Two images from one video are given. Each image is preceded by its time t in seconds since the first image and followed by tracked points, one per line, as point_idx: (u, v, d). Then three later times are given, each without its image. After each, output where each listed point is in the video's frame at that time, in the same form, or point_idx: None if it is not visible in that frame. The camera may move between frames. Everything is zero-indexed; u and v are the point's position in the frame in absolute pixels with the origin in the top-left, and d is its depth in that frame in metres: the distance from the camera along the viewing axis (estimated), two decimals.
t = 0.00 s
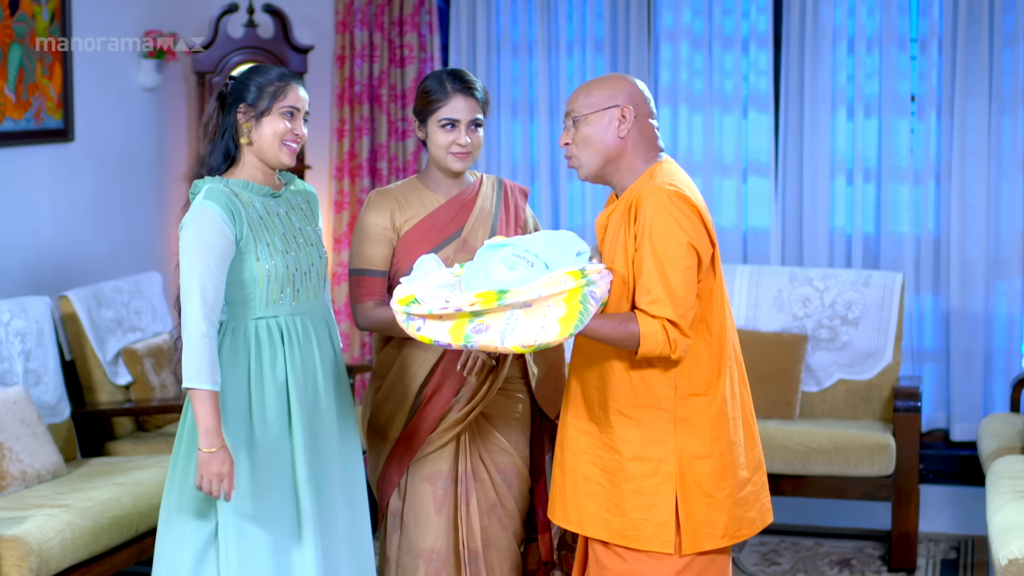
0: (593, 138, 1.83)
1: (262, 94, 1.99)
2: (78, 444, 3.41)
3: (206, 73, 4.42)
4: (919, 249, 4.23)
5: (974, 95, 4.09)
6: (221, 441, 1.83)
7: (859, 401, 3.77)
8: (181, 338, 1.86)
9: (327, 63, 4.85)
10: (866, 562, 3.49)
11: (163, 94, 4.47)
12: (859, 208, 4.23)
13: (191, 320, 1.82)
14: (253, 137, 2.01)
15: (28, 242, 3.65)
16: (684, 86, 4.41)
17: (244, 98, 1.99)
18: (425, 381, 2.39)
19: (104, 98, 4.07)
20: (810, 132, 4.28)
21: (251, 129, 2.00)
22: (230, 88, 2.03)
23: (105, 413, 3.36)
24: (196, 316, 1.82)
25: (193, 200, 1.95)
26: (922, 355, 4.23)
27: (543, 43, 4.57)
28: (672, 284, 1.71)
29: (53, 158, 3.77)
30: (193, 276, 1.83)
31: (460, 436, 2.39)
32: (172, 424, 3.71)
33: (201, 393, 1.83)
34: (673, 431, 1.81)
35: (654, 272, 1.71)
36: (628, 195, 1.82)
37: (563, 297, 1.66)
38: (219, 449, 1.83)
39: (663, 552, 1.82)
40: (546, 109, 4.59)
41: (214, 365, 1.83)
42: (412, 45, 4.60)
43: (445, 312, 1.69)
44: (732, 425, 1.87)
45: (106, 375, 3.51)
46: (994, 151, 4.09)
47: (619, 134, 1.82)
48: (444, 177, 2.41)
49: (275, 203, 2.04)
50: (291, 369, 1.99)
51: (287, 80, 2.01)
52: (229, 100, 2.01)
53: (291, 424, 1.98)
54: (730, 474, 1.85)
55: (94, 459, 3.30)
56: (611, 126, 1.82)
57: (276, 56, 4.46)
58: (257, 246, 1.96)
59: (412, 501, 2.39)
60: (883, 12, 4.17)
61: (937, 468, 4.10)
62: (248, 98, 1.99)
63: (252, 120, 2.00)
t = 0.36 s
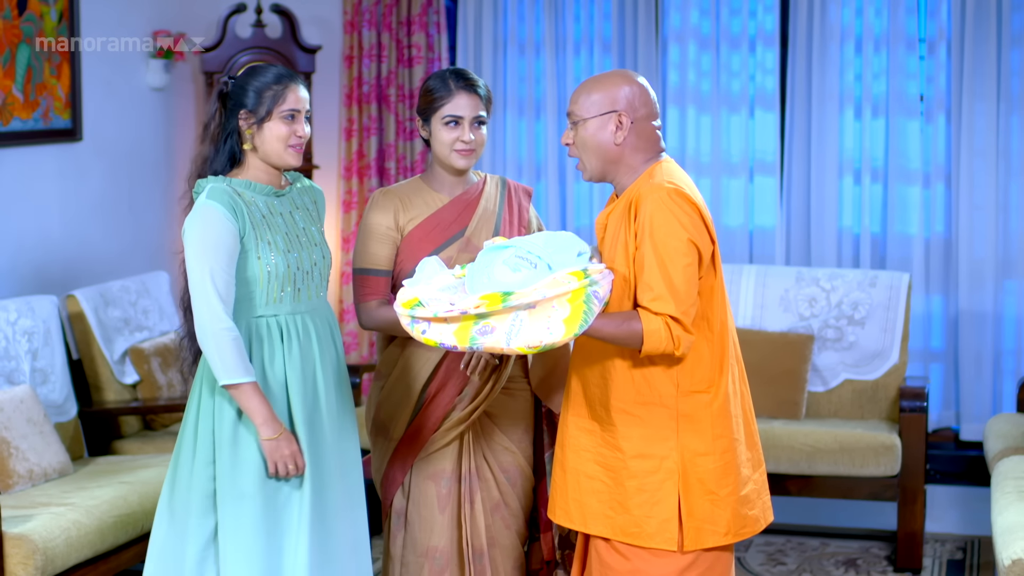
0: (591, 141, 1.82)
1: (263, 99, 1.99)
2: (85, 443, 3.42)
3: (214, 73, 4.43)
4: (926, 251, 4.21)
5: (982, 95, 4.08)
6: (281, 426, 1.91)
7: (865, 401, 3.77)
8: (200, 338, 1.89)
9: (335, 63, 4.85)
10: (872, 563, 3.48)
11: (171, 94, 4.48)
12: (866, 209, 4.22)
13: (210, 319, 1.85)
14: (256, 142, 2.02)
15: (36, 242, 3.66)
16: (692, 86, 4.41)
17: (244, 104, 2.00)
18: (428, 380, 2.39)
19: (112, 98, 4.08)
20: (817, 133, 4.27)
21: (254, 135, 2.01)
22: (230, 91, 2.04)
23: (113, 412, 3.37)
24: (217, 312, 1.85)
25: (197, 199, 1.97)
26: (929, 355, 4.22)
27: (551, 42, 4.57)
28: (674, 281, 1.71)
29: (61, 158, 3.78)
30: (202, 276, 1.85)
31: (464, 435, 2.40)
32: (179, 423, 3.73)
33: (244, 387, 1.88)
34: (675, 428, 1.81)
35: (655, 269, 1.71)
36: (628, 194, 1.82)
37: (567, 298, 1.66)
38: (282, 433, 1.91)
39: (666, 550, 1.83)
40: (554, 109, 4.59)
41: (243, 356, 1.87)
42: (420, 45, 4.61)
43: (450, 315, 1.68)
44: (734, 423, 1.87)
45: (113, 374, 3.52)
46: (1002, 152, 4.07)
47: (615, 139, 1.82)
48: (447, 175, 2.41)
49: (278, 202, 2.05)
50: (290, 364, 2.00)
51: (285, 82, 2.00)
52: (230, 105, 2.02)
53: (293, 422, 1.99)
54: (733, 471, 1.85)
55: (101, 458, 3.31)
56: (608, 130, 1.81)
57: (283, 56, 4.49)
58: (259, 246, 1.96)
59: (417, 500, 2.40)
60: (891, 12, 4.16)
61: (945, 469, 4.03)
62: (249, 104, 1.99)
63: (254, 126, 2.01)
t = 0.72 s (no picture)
0: (592, 141, 1.83)
1: (274, 97, 2.00)
2: (89, 442, 3.43)
3: (218, 73, 4.43)
4: (930, 252, 4.21)
5: (985, 96, 4.07)
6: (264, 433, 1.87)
7: (868, 401, 3.77)
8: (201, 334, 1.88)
9: (340, 63, 4.86)
10: (874, 563, 3.48)
11: (176, 94, 4.49)
12: (870, 209, 4.22)
13: (213, 315, 1.84)
14: (264, 139, 2.02)
15: (41, 241, 3.67)
16: (696, 87, 4.41)
17: (254, 100, 2.00)
18: (428, 379, 2.40)
19: (116, 98, 4.09)
20: (821, 133, 4.27)
21: (262, 131, 2.01)
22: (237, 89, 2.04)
23: (116, 411, 3.38)
24: (220, 310, 1.84)
25: (202, 196, 1.97)
26: (933, 355, 4.21)
27: (555, 42, 4.57)
28: (675, 280, 1.71)
29: (65, 158, 3.79)
30: (206, 273, 1.84)
31: (464, 435, 2.40)
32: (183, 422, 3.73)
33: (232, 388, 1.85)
34: (674, 427, 1.81)
35: (656, 268, 1.72)
36: (630, 193, 1.82)
37: (569, 297, 1.66)
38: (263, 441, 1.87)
39: (665, 549, 1.83)
40: (558, 109, 4.59)
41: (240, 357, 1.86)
42: (424, 46, 4.61)
43: (452, 313, 1.68)
44: (734, 423, 1.88)
45: (116, 374, 3.53)
46: (1005, 152, 4.06)
47: (615, 141, 1.82)
48: (448, 173, 2.42)
49: (282, 202, 2.05)
50: (294, 364, 2.01)
51: (297, 83, 2.02)
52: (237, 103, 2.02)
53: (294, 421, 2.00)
54: (732, 471, 1.86)
55: (104, 457, 3.31)
56: (609, 130, 1.81)
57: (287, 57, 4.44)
58: (265, 244, 1.97)
59: (417, 499, 2.40)
60: (895, 13, 4.16)
61: (950, 469, 4.08)
62: (260, 100, 1.99)
63: (262, 122, 2.00)
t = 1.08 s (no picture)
0: (602, 140, 1.82)
1: (274, 93, 2.00)
2: (96, 441, 3.44)
3: (227, 73, 4.44)
4: (938, 252, 4.20)
5: (993, 96, 4.05)
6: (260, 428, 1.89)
7: (875, 401, 3.75)
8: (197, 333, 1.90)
9: (349, 62, 4.87)
10: (881, 563, 3.47)
11: (184, 94, 4.50)
12: (877, 209, 4.21)
13: (206, 315, 1.85)
14: (263, 135, 2.02)
15: (49, 241, 3.68)
16: (703, 87, 4.40)
17: (256, 97, 2.01)
18: (430, 379, 2.40)
19: (125, 97, 4.10)
20: (828, 134, 4.26)
21: (261, 127, 2.02)
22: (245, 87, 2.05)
23: (124, 410, 3.39)
24: (212, 310, 1.86)
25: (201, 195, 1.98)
26: (940, 355, 4.19)
27: (563, 43, 4.57)
28: (684, 280, 1.71)
29: (74, 158, 3.80)
30: (200, 273, 1.86)
31: (465, 435, 2.41)
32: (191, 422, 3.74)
33: (228, 385, 1.87)
34: (681, 427, 1.81)
35: (666, 268, 1.72)
36: (640, 192, 1.82)
37: (579, 297, 1.67)
38: (260, 436, 1.88)
39: (670, 548, 1.83)
40: (566, 108, 4.59)
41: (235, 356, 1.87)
42: (433, 45, 4.63)
43: (461, 312, 1.68)
44: (741, 424, 1.87)
45: (124, 373, 3.54)
46: (1014, 153, 4.04)
47: (626, 140, 1.82)
48: (456, 173, 2.43)
49: (282, 202, 2.05)
50: (288, 363, 2.01)
51: (299, 81, 2.02)
52: (243, 99, 2.02)
53: (292, 419, 2.00)
54: (738, 472, 1.86)
55: (111, 457, 3.32)
56: (620, 130, 1.81)
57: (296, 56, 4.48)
58: (258, 244, 1.98)
59: (419, 499, 2.40)
60: (903, 13, 4.14)
61: (958, 469, 4.09)
62: (260, 97, 2.00)
63: (262, 118, 2.01)
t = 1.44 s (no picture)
0: (613, 139, 1.82)
1: (285, 96, 2.01)
2: (105, 440, 3.45)
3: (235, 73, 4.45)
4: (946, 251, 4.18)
5: (1002, 95, 4.03)
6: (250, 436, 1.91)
7: (883, 401, 3.75)
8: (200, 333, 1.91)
9: (357, 62, 4.87)
10: (889, 563, 3.46)
11: (193, 94, 4.51)
12: (885, 209, 4.20)
13: (207, 317, 1.87)
14: (274, 138, 2.03)
15: (58, 240, 3.70)
16: (711, 86, 4.39)
17: (267, 99, 2.01)
18: (430, 380, 2.40)
19: (133, 97, 4.11)
20: (837, 134, 4.25)
21: (273, 130, 2.02)
22: (256, 88, 2.05)
23: (132, 409, 3.40)
24: (213, 314, 1.86)
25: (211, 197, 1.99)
26: (947, 355, 4.18)
27: (571, 43, 4.56)
28: (694, 281, 1.71)
29: (83, 158, 3.82)
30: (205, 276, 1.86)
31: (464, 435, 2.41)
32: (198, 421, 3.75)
33: (224, 390, 1.88)
34: (689, 428, 1.81)
35: (676, 269, 1.72)
36: (650, 193, 1.82)
37: (588, 297, 1.67)
38: (249, 444, 1.90)
39: (678, 549, 1.83)
40: (574, 108, 4.59)
41: (235, 361, 1.89)
42: (441, 45, 4.62)
43: (470, 311, 1.69)
44: (750, 425, 1.87)
45: (132, 372, 3.55)
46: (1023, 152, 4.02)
47: (638, 140, 1.82)
48: (465, 175, 2.43)
49: (291, 205, 2.06)
50: (293, 366, 2.02)
51: (309, 82, 2.02)
52: (252, 102, 2.03)
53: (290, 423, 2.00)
54: (746, 473, 1.85)
55: (118, 456, 3.33)
56: (632, 129, 1.81)
57: (305, 56, 4.51)
58: (266, 248, 1.98)
59: (416, 498, 2.41)
60: (912, 11, 4.13)
61: (966, 470, 4.06)
62: (271, 100, 2.01)
63: (273, 121, 2.02)
